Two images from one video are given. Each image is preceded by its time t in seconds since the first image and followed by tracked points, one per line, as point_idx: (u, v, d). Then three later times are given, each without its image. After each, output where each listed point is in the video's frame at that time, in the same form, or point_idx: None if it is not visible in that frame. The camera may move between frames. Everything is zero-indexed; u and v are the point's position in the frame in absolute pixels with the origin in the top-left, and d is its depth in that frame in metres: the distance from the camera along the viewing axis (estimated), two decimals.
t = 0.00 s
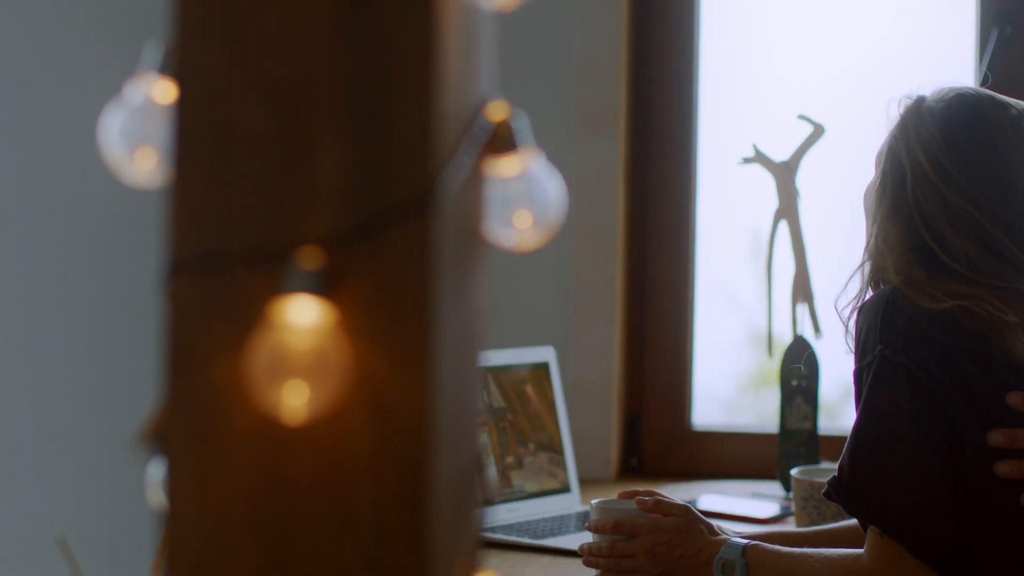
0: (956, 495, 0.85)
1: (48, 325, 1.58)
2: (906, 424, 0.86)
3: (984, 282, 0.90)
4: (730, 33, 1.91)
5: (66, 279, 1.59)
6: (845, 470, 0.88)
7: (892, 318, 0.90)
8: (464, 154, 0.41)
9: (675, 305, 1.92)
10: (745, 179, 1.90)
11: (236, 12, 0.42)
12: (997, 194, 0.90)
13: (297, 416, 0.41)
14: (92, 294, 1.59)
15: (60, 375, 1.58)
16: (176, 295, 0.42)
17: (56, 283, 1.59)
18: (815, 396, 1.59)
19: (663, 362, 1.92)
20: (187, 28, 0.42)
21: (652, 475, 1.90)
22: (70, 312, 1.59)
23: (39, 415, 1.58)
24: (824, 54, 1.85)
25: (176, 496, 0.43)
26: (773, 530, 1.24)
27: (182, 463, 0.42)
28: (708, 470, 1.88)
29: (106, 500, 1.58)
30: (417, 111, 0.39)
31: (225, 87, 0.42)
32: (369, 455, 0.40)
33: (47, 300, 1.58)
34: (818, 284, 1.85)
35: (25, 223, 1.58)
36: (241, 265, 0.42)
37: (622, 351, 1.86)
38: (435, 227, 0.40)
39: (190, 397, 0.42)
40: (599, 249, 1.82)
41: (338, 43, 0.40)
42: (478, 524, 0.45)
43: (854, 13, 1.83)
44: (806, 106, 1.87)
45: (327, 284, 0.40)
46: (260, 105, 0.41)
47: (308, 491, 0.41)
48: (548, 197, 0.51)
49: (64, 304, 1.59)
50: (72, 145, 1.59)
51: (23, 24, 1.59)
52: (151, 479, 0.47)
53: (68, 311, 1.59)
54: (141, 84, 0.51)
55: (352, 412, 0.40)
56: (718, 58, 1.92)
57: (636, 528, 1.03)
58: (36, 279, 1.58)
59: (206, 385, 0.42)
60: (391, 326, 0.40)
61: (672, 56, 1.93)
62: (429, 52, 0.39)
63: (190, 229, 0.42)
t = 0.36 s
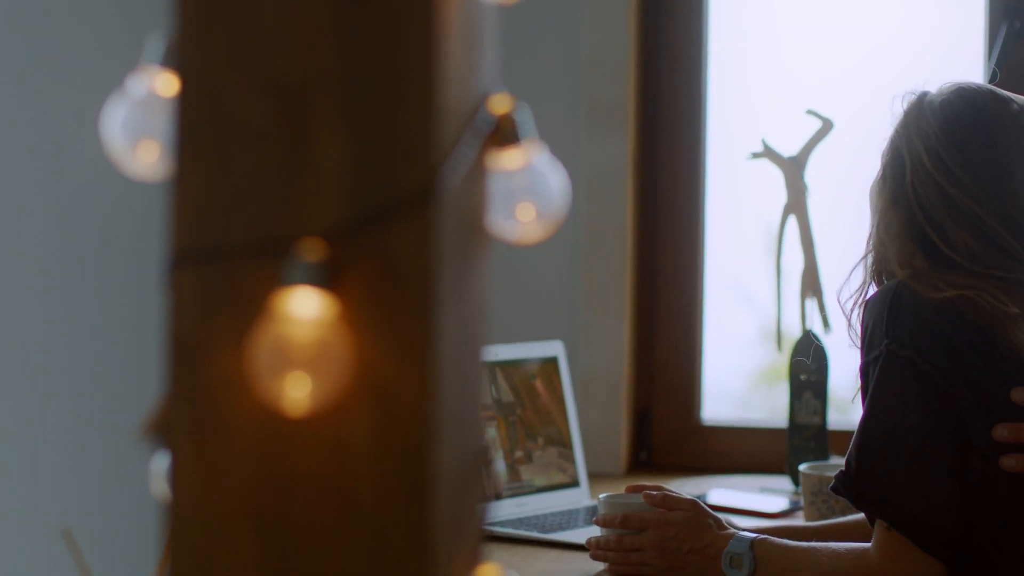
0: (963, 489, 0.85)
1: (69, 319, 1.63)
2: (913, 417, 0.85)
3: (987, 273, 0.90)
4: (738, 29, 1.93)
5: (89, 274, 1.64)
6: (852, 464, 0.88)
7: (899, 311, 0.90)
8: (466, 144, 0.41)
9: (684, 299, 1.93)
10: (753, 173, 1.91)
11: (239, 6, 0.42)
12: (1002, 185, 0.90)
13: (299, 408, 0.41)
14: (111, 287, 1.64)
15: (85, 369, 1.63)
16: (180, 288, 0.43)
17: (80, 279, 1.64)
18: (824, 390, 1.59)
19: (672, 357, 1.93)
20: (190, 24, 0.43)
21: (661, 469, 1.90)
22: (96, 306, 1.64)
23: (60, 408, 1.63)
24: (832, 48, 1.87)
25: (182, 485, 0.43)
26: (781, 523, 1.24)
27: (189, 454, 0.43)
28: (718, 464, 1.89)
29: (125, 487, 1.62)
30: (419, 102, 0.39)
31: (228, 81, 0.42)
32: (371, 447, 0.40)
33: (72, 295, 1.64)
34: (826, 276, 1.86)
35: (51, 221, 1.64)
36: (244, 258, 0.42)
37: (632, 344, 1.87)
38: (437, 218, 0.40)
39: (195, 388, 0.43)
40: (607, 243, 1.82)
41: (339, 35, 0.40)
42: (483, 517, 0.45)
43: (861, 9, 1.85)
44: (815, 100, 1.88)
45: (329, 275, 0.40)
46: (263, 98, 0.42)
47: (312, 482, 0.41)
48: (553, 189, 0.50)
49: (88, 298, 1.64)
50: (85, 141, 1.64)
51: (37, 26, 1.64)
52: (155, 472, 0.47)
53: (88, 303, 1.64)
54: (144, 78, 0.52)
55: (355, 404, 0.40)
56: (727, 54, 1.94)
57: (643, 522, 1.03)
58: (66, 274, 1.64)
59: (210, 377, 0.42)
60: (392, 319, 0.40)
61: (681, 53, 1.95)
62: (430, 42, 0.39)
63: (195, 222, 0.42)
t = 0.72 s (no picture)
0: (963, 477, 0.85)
1: (78, 312, 1.64)
2: (916, 407, 0.85)
3: (981, 260, 0.90)
4: (744, 19, 1.93)
5: (98, 267, 1.65)
6: (855, 454, 0.88)
7: (900, 300, 0.90)
8: (469, 134, 0.41)
9: (691, 290, 1.93)
10: (760, 163, 1.91)
11: None
12: (996, 173, 0.91)
13: (300, 397, 0.41)
14: (120, 281, 1.65)
15: (91, 363, 1.64)
16: (180, 278, 0.43)
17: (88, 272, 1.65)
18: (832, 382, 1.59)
19: (681, 349, 1.92)
20: (193, 16, 0.43)
21: (667, 461, 1.90)
22: (103, 299, 1.65)
23: (70, 400, 1.64)
24: (838, 39, 1.89)
25: (185, 474, 0.43)
26: (788, 515, 1.25)
27: (190, 444, 0.43)
28: (724, 457, 1.89)
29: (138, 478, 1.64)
30: (420, 94, 0.39)
31: (230, 71, 0.42)
32: (372, 436, 0.40)
33: (79, 287, 1.65)
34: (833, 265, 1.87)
35: (59, 213, 1.65)
36: (246, 247, 0.42)
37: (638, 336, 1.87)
38: (439, 207, 0.39)
39: (198, 378, 0.43)
40: (614, 234, 1.82)
41: (341, 25, 0.40)
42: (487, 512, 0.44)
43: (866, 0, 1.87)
44: (821, 91, 1.90)
45: (330, 265, 0.40)
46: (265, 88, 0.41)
47: (313, 471, 0.41)
48: (554, 177, 0.51)
49: (97, 291, 1.65)
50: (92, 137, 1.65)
51: (43, 22, 1.65)
52: (157, 462, 0.47)
53: (96, 296, 1.65)
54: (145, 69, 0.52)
55: (355, 393, 0.40)
56: (734, 45, 1.94)
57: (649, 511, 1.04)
58: (73, 266, 1.65)
59: (212, 367, 0.43)
60: (393, 310, 0.40)
61: (688, 42, 1.94)
62: (432, 32, 0.39)
63: (197, 212, 0.42)
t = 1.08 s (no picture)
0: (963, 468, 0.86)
1: (78, 303, 1.64)
2: (916, 396, 0.86)
3: (980, 249, 0.91)
4: (744, 7, 1.92)
5: (97, 258, 1.65)
6: (855, 446, 0.88)
7: (899, 290, 0.90)
8: (464, 122, 0.41)
9: (691, 281, 1.93)
10: (760, 152, 1.91)
11: None
12: (993, 159, 0.91)
13: (296, 385, 0.41)
14: (119, 273, 1.65)
15: (89, 357, 1.64)
16: (175, 268, 0.42)
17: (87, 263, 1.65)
18: (831, 371, 1.60)
19: (680, 339, 1.92)
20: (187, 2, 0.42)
21: (667, 451, 1.91)
22: (101, 292, 1.65)
23: (69, 390, 1.64)
24: (839, 28, 1.88)
25: (179, 463, 0.43)
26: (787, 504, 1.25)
27: (184, 434, 0.43)
28: (723, 446, 1.90)
29: (135, 468, 1.64)
30: (417, 80, 0.39)
31: (226, 58, 0.42)
32: (369, 424, 0.40)
33: (79, 278, 1.65)
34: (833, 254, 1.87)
35: (59, 204, 1.65)
36: (242, 236, 0.41)
37: (637, 325, 1.87)
38: (435, 195, 0.40)
39: (194, 368, 0.42)
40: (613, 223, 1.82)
41: (338, 11, 0.40)
42: (482, 498, 0.45)
43: None
44: (822, 80, 1.89)
45: (326, 253, 0.40)
46: (261, 75, 0.41)
47: (309, 459, 0.41)
48: (553, 167, 0.50)
49: (96, 282, 1.65)
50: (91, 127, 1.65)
51: (41, 11, 1.64)
52: (153, 452, 0.47)
53: (95, 287, 1.65)
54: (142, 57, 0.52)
55: (352, 381, 0.40)
56: (734, 33, 1.93)
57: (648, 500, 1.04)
58: (72, 257, 1.65)
59: (207, 356, 0.42)
60: (390, 298, 0.39)
61: (687, 30, 1.94)
62: (428, 18, 0.39)
63: (193, 201, 0.42)
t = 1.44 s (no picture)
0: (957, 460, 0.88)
1: (64, 295, 1.63)
2: (910, 387, 0.89)
3: (979, 239, 0.95)
4: None
5: (84, 250, 1.64)
6: (848, 437, 0.91)
7: (895, 282, 0.93)
8: (454, 112, 0.41)
9: (681, 273, 1.93)
10: (749, 144, 1.92)
11: None
12: (984, 149, 0.96)
13: (285, 377, 0.40)
14: (106, 262, 1.63)
15: (76, 351, 1.63)
16: (164, 258, 0.42)
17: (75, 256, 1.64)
18: (821, 364, 1.61)
19: (670, 331, 1.93)
20: None
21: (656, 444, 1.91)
22: (89, 283, 1.64)
23: (56, 385, 1.63)
24: (829, 19, 1.89)
25: (168, 455, 0.43)
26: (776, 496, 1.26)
27: (174, 425, 0.43)
28: (712, 438, 1.90)
29: (122, 464, 1.63)
30: (406, 68, 0.39)
31: (214, 47, 0.41)
32: (359, 416, 0.40)
33: (66, 269, 1.63)
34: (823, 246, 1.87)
35: (46, 196, 1.64)
36: (230, 227, 0.41)
37: (627, 317, 1.87)
38: (426, 185, 0.39)
39: (183, 359, 0.42)
40: (603, 215, 1.82)
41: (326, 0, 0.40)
42: (472, 488, 0.45)
43: None
44: (811, 71, 1.90)
45: (316, 245, 0.40)
46: (248, 64, 0.41)
47: (299, 452, 0.41)
48: (544, 157, 0.49)
49: (83, 273, 1.63)
50: (78, 117, 1.64)
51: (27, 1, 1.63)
52: (142, 444, 0.47)
53: (82, 278, 1.63)
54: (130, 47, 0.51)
55: (342, 374, 0.40)
56: (725, 25, 1.93)
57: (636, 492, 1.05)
58: (59, 250, 1.64)
59: (196, 348, 0.42)
60: (382, 289, 0.39)
61: (677, 22, 1.94)
62: (417, 8, 0.38)
63: (180, 191, 0.42)
